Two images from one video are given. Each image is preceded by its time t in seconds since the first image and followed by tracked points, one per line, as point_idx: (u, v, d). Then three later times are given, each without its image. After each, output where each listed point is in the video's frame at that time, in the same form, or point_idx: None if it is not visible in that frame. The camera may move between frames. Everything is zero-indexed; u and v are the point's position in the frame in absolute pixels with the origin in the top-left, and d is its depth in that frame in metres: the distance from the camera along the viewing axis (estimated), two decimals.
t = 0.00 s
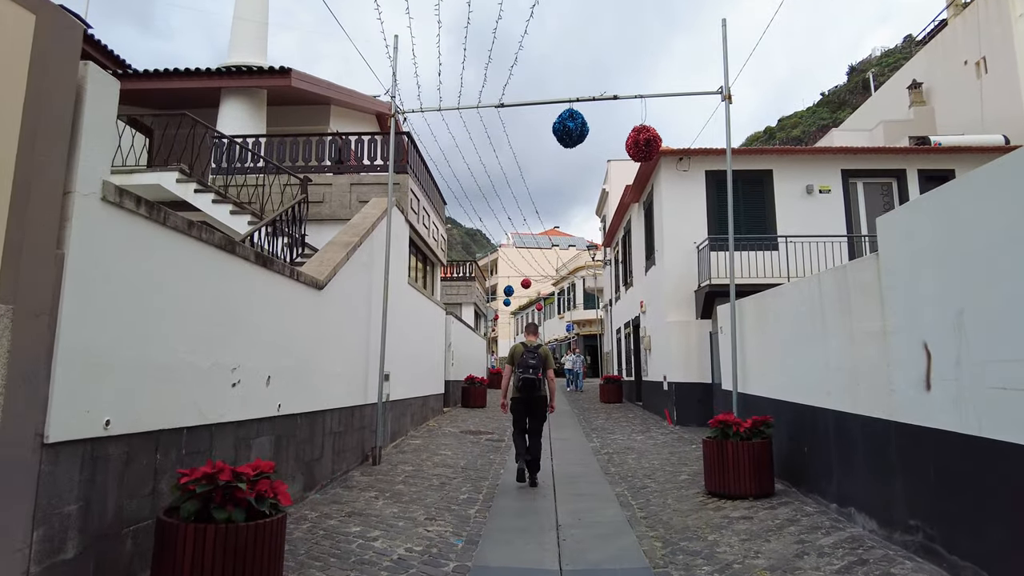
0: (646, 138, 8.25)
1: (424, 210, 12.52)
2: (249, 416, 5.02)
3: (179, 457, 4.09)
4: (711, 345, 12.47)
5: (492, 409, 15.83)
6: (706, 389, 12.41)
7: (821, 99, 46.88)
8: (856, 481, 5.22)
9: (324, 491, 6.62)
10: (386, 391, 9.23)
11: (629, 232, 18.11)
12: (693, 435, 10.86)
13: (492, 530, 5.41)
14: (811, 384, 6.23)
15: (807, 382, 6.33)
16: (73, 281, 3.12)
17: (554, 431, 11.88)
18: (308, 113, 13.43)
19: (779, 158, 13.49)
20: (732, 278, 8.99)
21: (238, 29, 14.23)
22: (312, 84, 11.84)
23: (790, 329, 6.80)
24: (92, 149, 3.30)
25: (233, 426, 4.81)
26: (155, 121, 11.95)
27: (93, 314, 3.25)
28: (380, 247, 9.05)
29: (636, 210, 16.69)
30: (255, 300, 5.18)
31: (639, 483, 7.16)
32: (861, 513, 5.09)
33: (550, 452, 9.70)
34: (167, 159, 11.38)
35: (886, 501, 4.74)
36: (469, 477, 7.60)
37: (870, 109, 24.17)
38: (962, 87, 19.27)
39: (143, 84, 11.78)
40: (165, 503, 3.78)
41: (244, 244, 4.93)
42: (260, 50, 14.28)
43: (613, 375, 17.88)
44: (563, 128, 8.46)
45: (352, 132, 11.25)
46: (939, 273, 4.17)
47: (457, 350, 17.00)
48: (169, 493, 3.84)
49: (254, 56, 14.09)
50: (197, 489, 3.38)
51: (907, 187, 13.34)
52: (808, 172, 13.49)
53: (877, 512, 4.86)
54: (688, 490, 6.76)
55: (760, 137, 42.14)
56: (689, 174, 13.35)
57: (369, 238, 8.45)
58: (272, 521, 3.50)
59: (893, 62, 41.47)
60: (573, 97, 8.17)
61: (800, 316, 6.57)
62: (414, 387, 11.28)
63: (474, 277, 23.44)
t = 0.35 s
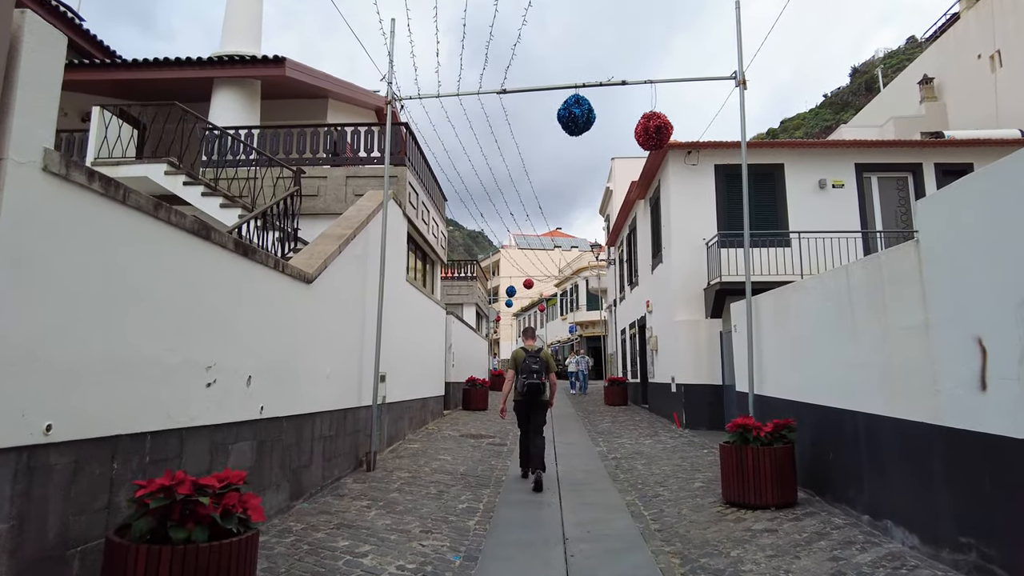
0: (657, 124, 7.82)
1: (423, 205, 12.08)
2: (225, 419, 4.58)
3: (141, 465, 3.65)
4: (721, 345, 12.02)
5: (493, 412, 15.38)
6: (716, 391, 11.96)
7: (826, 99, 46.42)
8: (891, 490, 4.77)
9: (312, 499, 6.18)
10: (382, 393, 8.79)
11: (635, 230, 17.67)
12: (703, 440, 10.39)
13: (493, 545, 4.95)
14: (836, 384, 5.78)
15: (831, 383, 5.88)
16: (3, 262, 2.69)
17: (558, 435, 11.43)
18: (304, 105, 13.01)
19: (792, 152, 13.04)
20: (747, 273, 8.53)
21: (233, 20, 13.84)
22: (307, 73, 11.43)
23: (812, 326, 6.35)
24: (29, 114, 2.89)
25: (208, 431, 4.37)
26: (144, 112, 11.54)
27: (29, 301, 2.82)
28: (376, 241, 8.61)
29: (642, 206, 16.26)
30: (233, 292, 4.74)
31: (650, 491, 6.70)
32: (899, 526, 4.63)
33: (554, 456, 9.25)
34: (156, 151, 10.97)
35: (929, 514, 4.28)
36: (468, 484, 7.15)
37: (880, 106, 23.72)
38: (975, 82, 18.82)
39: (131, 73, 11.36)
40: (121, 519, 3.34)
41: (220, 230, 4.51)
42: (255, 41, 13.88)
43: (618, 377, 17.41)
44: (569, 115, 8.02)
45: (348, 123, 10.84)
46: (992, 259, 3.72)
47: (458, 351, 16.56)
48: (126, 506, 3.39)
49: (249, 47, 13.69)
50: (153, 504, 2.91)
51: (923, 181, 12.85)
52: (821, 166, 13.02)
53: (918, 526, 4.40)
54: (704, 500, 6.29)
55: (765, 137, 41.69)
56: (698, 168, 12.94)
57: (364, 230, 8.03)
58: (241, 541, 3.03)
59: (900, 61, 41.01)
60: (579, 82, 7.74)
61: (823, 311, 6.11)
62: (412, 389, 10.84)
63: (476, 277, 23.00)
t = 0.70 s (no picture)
0: (666, 116, 7.39)
1: (421, 205, 11.67)
2: (195, 434, 4.12)
3: (90, 488, 3.19)
4: (730, 351, 11.57)
5: (494, 420, 14.91)
6: (725, 398, 11.51)
7: (828, 102, 46.06)
8: (936, 511, 4.30)
9: (297, 518, 5.72)
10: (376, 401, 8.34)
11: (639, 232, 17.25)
12: (713, 450, 9.92)
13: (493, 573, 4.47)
14: (865, 392, 5.32)
15: (859, 391, 5.43)
16: None
17: (562, 445, 10.96)
18: (297, 102, 12.60)
19: (802, 150, 12.61)
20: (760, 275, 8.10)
21: (226, 16, 13.45)
22: (299, 68, 11.01)
23: (835, 329, 5.91)
24: None
25: (174, 447, 3.91)
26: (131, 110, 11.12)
27: None
28: (369, 240, 8.18)
29: (646, 207, 15.85)
30: (205, 292, 4.30)
31: (661, 508, 6.23)
32: (946, 553, 4.16)
33: (557, 468, 8.79)
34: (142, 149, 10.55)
35: (984, 541, 3.81)
36: (466, 500, 6.68)
37: (886, 106, 23.32)
38: (985, 81, 18.42)
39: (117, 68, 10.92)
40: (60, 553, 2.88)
41: (189, 223, 4.07)
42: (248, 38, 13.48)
43: (621, 383, 16.95)
44: (573, 107, 7.61)
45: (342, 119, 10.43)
46: None
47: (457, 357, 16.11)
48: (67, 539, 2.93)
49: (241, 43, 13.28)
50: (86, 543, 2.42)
51: (938, 181, 12.40)
52: (832, 164, 12.58)
53: (970, 554, 3.93)
54: (721, 518, 5.82)
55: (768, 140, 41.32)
56: (705, 167, 12.54)
57: (356, 230, 7.60)
58: None
59: (903, 63, 40.67)
60: (583, 72, 7.32)
61: (847, 313, 5.66)
62: (408, 397, 10.38)
63: (475, 281, 22.55)
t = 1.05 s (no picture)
0: (680, 105, 6.95)
1: (420, 203, 11.22)
2: (161, 448, 3.66)
3: (25, 514, 2.73)
4: (742, 355, 11.10)
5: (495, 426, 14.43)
6: (737, 404, 11.05)
7: (833, 104, 45.63)
8: (994, 535, 3.82)
9: (282, 537, 5.25)
10: (370, 408, 7.87)
11: (644, 233, 16.82)
12: (726, 459, 9.44)
13: None
14: (903, 401, 4.85)
15: (895, 399, 4.96)
16: None
17: (566, 453, 10.49)
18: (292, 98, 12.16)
19: (815, 146, 12.16)
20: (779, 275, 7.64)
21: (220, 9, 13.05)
22: (293, 60, 10.58)
23: (867, 332, 5.44)
24: None
25: (135, 463, 3.45)
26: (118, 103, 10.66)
27: None
28: (364, 238, 7.73)
29: (652, 207, 15.42)
30: (174, 288, 3.84)
31: (677, 526, 5.75)
32: None
33: (563, 479, 8.31)
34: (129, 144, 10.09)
35: None
36: (467, 515, 6.21)
37: (896, 106, 22.86)
38: (1000, 78, 17.96)
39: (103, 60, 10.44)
40: None
41: (154, 210, 3.62)
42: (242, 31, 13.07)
43: (626, 389, 16.48)
44: (580, 96, 7.15)
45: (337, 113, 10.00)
46: None
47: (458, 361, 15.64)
48: None
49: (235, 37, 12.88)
50: None
51: (958, 179, 11.93)
52: (847, 162, 12.13)
53: None
54: (743, 537, 5.34)
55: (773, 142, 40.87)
56: (715, 164, 12.14)
57: (349, 225, 7.15)
58: None
59: (909, 65, 40.24)
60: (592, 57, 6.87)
61: (881, 314, 5.19)
62: (405, 403, 9.91)
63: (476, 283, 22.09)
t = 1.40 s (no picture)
0: (695, 83, 6.50)
1: (419, 195, 10.78)
2: (117, 451, 3.21)
3: None
4: (756, 353, 10.64)
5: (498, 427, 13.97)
6: (750, 404, 10.58)
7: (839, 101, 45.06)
8: None
9: (264, 548, 4.81)
10: (365, 407, 7.42)
11: (651, 228, 16.35)
12: (741, 462, 8.97)
13: None
14: (950, 399, 4.38)
15: (940, 396, 4.50)
16: None
17: (573, 455, 10.02)
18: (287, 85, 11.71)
19: (831, 136, 11.69)
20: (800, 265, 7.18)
21: None
22: (286, 45, 10.15)
23: (906, 324, 4.97)
24: None
25: (83, 468, 3.00)
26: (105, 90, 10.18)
27: None
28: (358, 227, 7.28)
29: (660, 201, 14.95)
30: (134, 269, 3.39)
31: (696, 536, 5.28)
32: None
33: (570, 483, 7.85)
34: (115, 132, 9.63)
35: None
36: (467, 523, 5.75)
37: (907, 100, 22.33)
38: (1016, 69, 17.44)
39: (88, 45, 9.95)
40: None
41: (107, 179, 3.16)
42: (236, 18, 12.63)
43: (633, 389, 16.02)
44: (589, 74, 6.69)
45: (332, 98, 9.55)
46: None
47: (460, 360, 15.18)
48: None
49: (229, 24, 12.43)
50: None
51: (980, 169, 11.43)
52: (864, 152, 11.64)
53: None
54: (770, 548, 4.88)
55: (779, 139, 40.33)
56: (726, 154, 11.69)
57: (342, 212, 6.70)
58: None
59: (917, 61, 39.67)
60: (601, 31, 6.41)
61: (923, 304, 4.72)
62: (404, 403, 9.46)
63: (479, 281, 21.61)
